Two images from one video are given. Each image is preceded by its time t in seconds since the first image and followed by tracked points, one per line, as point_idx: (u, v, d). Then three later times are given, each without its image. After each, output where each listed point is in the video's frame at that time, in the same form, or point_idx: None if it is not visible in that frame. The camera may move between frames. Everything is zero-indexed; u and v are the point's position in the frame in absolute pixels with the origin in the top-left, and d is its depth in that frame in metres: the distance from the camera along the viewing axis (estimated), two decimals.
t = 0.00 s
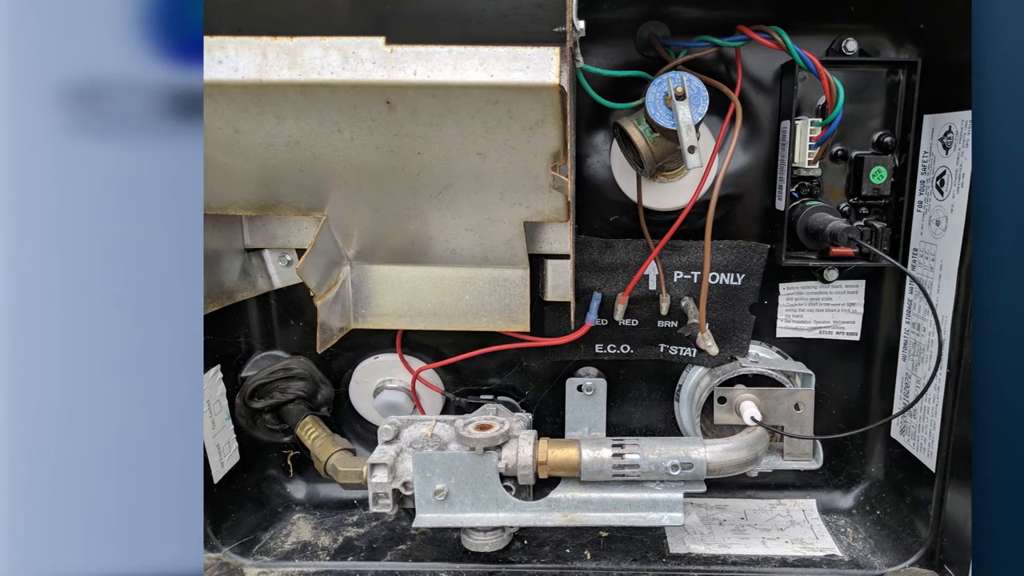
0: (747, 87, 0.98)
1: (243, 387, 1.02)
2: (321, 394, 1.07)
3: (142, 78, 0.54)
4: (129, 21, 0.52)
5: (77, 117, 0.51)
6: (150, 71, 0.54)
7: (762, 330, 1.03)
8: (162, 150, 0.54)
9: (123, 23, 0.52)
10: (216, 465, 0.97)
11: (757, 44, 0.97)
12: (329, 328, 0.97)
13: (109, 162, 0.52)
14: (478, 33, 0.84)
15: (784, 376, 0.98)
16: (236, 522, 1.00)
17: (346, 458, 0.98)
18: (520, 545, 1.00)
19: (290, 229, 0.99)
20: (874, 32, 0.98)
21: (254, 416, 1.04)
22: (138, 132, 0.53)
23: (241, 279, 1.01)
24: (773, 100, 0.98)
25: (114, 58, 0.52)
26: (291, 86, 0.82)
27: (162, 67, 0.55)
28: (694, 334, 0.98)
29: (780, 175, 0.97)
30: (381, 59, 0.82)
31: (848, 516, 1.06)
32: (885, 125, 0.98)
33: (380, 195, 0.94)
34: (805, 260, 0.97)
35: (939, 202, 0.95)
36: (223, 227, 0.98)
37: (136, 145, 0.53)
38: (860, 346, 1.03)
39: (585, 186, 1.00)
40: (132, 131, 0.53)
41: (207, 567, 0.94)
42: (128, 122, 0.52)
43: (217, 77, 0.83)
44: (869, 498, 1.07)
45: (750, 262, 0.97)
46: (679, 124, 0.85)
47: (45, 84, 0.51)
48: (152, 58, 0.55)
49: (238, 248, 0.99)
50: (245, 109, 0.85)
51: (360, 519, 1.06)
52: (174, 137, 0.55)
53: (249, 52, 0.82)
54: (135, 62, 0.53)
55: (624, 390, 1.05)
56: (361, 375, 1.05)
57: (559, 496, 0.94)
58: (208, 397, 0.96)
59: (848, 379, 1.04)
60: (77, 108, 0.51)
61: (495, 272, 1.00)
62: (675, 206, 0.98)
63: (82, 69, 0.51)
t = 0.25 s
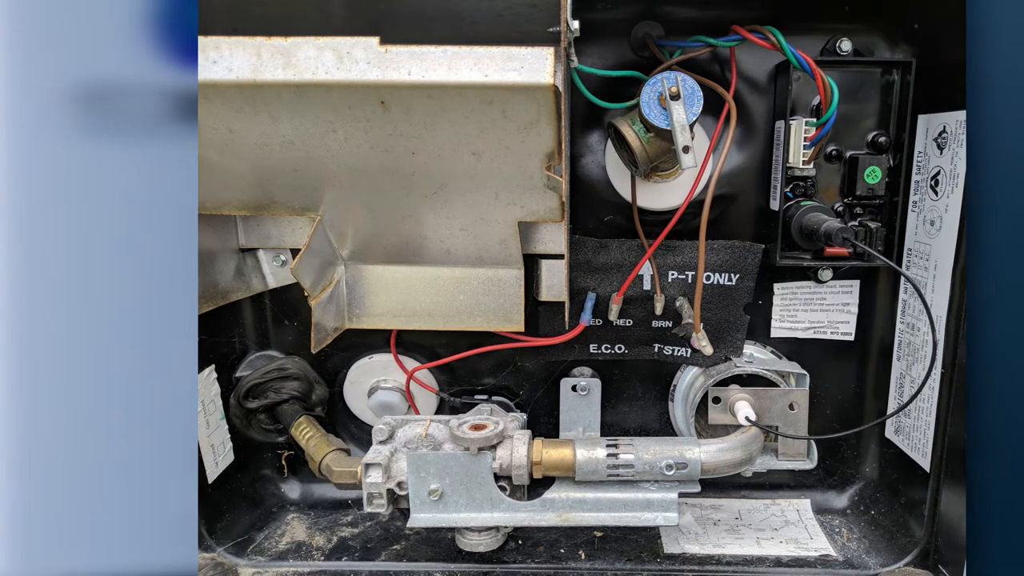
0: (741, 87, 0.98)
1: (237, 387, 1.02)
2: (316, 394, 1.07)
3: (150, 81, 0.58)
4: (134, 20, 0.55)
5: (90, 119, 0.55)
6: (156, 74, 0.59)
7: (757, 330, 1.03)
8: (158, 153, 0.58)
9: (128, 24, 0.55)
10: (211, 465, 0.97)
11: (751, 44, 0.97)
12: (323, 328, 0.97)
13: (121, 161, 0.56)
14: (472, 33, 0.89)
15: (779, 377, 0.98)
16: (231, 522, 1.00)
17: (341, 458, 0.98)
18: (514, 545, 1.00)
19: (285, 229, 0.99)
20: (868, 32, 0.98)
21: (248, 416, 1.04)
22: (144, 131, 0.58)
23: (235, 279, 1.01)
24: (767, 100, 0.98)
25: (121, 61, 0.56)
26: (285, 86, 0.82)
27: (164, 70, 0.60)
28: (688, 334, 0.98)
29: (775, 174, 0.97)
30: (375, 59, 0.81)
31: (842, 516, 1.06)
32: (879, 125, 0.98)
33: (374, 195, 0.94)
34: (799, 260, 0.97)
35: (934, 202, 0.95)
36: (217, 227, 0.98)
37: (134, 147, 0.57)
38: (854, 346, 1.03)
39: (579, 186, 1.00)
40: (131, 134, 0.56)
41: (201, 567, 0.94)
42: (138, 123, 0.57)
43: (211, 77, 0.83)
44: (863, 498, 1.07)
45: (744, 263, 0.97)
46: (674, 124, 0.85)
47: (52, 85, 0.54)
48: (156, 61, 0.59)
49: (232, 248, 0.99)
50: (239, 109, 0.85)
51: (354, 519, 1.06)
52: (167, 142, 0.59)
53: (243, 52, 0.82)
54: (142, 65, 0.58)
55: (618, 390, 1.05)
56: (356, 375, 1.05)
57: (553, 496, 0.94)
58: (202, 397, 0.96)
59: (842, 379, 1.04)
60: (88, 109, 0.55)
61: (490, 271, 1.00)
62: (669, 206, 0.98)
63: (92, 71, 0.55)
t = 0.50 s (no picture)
0: (735, 87, 0.98)
1: (231, 387, 1.02)
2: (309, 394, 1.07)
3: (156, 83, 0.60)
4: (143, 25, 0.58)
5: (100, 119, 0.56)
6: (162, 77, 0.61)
7: (751, 330, 1.03)
8: (163, 155, 0.59)
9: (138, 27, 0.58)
10: (205, 465, 0.97)
11: (745, 45, 0.97)
12: (317, 328, 0.97)
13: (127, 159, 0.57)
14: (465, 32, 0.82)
15: (773, 377, 0.98)
16: (225, 522, 1.00)
17: (335, 458, 0.98)
18: (508, 545, 1.00)
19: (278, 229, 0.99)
20: (862, 32, 0.98)
21: (242, 416, 1.04)
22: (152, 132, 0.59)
23: (229, 279, 1.01)
24: (761, 100, 0.98)
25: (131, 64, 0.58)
26: (279, 86, 0.83)
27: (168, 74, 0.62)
28: (682, 334, 0.98)
29: (769, 174, 0.97)
30: (369, 59, 0.82)
31: (836, 516, 1.06)
32: (873, 125, 0.98)
33: (368, 195, 0.94)
34: (793, 260, 0.97)
35: (928, 202, 0.95)
36: (210, 227, 0.98)
37: (141, 150, 0.58)
38: (848, 346, 1.03)
39: (573, 186, 1.00)
40: (141, 136, 0.58)
41: (195, 567, 0.94)
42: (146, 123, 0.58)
43: (205, 77, 0.83)
44: (857, 498, 1.07)
45: (738, 262, 0.97)
46: (667, 124, 0.85)
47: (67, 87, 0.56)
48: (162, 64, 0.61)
49: (226, 248, 0.99)
50: (232, 109, 0.85)
51: (348, 519, 1.06)
52: (174, 143, 0.60)
53: (238, 52, 0.83)
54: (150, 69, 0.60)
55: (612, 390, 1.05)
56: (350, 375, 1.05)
57: (547, 496, 0.94)
58: (196, 397, 0.96)
59: (836, 379, 1.04)
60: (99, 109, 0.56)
61: (483, 271, 1.00)
62: (663, 206, 0.98)
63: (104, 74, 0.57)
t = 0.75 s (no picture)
0: (730, 87, 0.98)
1: (226, 387, 1.02)
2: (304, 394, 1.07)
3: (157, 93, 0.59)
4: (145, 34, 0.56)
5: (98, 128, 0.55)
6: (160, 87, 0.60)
7: (745, 330, 1.03)
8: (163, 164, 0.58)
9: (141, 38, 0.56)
10: (199, 465, 0.97)
11: (740, 44, 0.97)
12: (312, 328, 0.97)
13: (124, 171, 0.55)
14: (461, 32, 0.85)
15: (767, 377, 0.98)
16: (219, 522, 1.01)
17: (329, 458, 0.98)
18: (502, 545, 1.00)
19: (273, 229, 0.98)
20: (857, 32, 0.98)
21: (237, 416, 1.04)
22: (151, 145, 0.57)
23: (223, 279, 1.01)
24: (755, 100, 0.98)
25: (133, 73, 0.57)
26: (273, 85, 0.82)
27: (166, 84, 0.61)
28: (677, 334, 0.98)
29: (763, 174, 0.97)
30: (363, 59, 0.82)
31: (830, 516, 1.06)
32: (868, 125, 0.98)
33: (362, 195, 0.94)
34: (787, 260, 0.97)
35: (922, 202, 0.95)
36: (205, 227, 0.97)
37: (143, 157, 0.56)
38: (842, 346, 1.03)
39: (567, 186, 1.00)
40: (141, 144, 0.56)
41: (190, 567, 0.94)
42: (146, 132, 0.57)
43: (200, 77, 0.83)
44: (851, 498, 1.07)
45: (733, 263, 0.97)
46: (662, 124, 0.85)
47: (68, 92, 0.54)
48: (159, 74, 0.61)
49: (220, 248, 0.99)
50: (227, 109, 0.85)
51: (343, 519, 1.06)
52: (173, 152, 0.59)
53: (232, 52, 0.82)
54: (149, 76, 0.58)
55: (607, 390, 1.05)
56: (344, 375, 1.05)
57: (541, 496, 0.94)
58: (191, 397, 0.96)
59: (830, 379, 1.04)
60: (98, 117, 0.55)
61: (478, 271, 1.00)
62: (657, 206, 0.98)
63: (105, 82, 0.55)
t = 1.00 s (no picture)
0: (723, 87, 0.98)
1: (219, 387, 1.02)
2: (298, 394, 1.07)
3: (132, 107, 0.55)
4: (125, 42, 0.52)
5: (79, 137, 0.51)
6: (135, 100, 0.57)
7: (739, 330, 1.03)
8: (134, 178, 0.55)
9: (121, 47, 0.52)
10: (193, 465, 0.97)
11: (733, 45, 0.97)
12: (305, 328, 0.97)
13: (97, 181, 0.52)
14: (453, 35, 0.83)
15: (760, 376, 0.98)
16: (213, 522, 1.01)
17: (323, 458, 0.98)
18: (496, 545, 1.00)
19: (267, 229, 0.98)
20: (851, 32, 0.98)
21: (230, 416, 1.04)
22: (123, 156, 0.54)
23: (217, 279, 1.01)
24: (749, 100, 0.99)
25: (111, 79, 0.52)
26: (267, 86, 0.82)
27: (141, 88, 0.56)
28: (670, 334, 0.98)
29: (757, 174, 0.97)
30: (357, 59, 0.82)
31: (824, 516, 1.06)
32: (861, 125, 0.98)
33: (356, 195, 0.94)
34: (781, 260, 0.97)
35: (915, 202, 0.95)
36: (198, 227, 0.97)
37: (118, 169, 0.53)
38: (836, 346, 1.03)
39: (561, 186, 1.00)
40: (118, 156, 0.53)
41: (183, 567, 0.94)
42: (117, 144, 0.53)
43: (193, 77, 0.83)
44: (845, 498, 1.07)
45: (726, 263, 0.97)
46: (655, 124, 0.85)
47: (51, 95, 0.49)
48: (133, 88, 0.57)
49: (214, 248, 0.99)
50: (221, 109, 0.85)
51: (336, 519, 1.06)
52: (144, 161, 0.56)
53: (225, 52, 0.82)
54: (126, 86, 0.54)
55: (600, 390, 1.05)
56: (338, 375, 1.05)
57: (535, 496, 0.94)
58: (184, 397, 0.96)
59: (824, 379, 1.04)
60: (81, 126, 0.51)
61: (472, 271, 1.00)
62: (651, 206, 0.98)
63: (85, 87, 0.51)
